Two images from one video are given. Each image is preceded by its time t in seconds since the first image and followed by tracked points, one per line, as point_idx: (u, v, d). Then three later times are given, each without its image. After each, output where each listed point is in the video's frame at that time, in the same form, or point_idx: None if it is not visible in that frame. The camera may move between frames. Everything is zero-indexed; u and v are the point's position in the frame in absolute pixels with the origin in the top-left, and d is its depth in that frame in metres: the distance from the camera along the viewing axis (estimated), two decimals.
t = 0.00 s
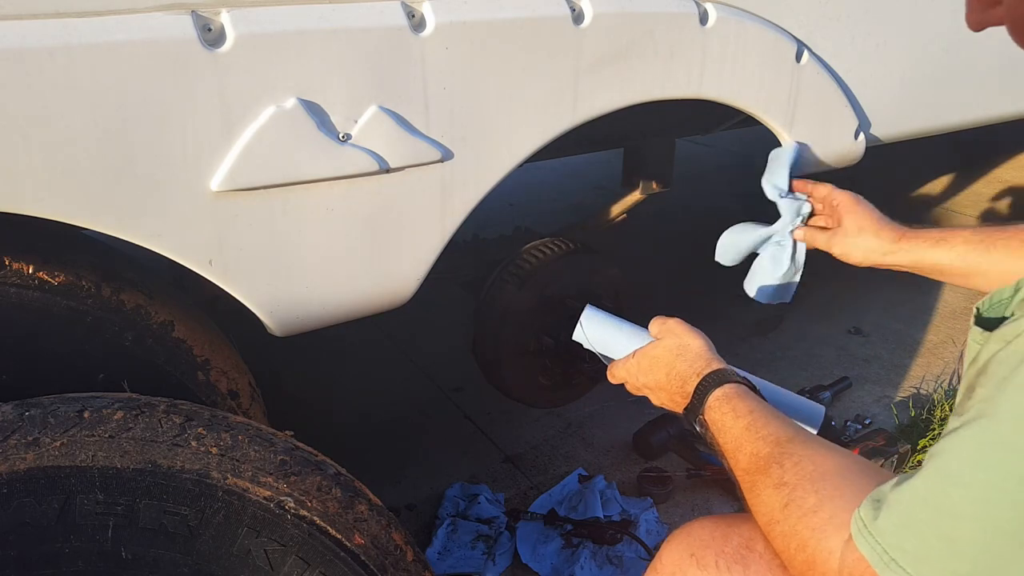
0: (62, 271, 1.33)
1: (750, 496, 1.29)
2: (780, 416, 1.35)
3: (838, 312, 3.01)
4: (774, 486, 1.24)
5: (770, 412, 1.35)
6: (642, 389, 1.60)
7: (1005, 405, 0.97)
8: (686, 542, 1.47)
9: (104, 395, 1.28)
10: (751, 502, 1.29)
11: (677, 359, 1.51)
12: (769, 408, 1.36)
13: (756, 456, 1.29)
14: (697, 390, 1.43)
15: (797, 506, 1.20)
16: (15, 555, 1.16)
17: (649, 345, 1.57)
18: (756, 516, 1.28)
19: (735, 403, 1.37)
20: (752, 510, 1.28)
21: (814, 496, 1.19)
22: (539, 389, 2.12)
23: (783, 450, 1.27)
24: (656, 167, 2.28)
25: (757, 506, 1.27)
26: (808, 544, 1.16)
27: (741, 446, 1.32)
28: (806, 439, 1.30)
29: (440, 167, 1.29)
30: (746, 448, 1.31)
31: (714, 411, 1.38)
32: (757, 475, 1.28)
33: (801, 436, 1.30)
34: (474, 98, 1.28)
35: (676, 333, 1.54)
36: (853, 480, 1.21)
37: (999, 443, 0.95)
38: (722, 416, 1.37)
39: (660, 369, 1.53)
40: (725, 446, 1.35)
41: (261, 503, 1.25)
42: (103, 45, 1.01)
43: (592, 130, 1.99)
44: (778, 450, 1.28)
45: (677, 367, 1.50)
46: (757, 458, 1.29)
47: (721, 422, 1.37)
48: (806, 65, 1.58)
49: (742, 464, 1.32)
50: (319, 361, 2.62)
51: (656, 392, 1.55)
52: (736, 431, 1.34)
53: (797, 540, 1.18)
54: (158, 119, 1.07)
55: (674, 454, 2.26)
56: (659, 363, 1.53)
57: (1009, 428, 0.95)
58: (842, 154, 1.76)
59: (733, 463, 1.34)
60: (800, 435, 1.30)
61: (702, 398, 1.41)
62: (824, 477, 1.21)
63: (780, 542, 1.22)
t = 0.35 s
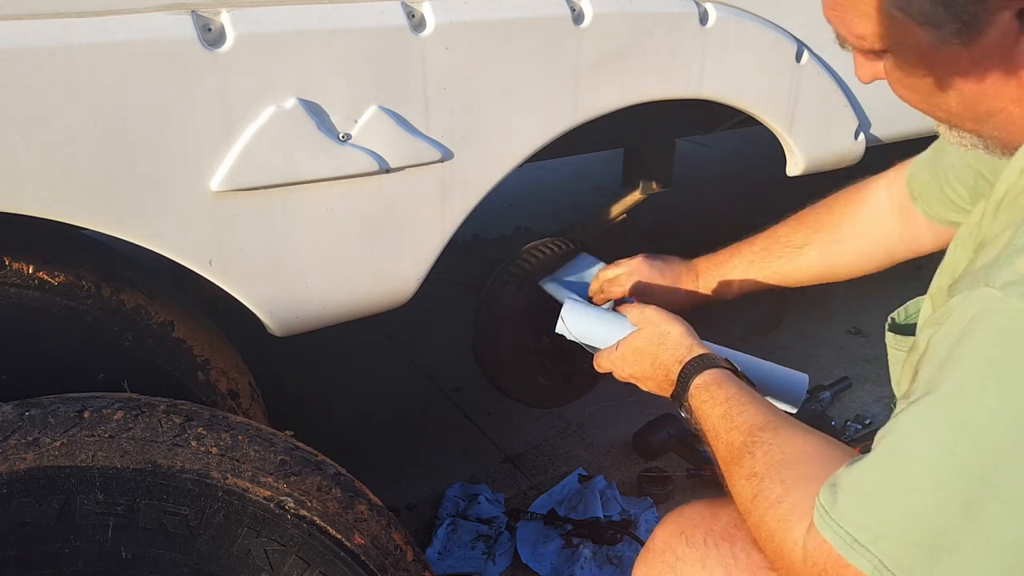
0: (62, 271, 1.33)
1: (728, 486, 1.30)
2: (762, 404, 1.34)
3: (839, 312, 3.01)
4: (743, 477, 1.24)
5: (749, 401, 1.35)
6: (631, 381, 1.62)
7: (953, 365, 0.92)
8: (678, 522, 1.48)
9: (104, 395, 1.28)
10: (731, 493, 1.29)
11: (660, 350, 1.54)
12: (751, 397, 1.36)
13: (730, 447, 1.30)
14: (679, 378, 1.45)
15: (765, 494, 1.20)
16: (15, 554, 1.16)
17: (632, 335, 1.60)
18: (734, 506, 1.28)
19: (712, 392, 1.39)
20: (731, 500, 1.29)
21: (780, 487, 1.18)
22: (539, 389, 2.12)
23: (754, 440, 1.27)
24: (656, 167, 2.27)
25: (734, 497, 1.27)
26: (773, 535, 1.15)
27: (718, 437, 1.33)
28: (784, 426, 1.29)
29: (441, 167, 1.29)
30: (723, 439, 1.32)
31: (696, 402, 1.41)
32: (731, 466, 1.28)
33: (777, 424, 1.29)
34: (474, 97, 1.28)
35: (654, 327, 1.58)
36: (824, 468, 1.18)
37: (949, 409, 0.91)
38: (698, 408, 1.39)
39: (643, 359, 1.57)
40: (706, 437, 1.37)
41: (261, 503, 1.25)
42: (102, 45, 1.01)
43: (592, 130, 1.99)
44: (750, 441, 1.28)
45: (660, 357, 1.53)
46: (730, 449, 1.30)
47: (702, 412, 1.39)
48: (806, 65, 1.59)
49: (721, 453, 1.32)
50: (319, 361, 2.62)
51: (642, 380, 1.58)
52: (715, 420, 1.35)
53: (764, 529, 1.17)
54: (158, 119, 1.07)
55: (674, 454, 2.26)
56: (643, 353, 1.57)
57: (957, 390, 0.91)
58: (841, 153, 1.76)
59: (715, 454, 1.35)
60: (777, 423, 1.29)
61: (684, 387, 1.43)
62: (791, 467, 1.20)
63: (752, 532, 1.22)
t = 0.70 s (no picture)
0: (62, 271, 1.33)
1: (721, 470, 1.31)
2: (761, 394, 1.35)
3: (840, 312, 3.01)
4: (731, 459, 1.26)
5: (748, 391, 1.36)
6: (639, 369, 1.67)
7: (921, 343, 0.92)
8: (673, 510, 1.48)
9: (104, 395, 1.29)
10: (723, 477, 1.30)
11: (668, 340, 1.58)
12: (750, 387, 1.38)
13: (723, 432, 1.31)
14: (683, 366, 1.49)
15: (750, 476, 1.20)
16: (15, 555, 1.15)
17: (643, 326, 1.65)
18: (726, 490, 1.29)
19: (712, 381, 1.41)
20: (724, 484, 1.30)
21: (764, 469, 1.19)
22: (539, 390, 2.12)
23: (746, 425, 1.28)
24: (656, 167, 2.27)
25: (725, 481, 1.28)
26: (756, 516, 1.15)
27: (714, 424, 1.35)
28: (779, 414, 1.29)
29: (441, 167, 1.29)
30: (717, 424, 1.34)
31: (696, 389, 1.43)
32: (723, 451, 1.30)
33: (772, 411, 1.29)
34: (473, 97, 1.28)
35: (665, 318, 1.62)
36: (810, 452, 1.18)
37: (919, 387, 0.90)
38: (700, 396, 1.41)
39: (652, 350, 1.61)
40: (704, 424, 1.38)
41: (261, 502, 1.25)
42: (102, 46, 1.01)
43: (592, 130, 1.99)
44: (743, 426, 1.29)
45: (667, 347, 1.57)
46: (723, 433, 1.31)
47: (702, 399, 1.41)
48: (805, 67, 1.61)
49: (714, 440, 1.34)
50: (319, 361, 2.62)
51: (651, 369, 1.62)
52: (713, 407, 1.37)
53: (747, 510, 1.17)
54: (158, 120, 1.07)
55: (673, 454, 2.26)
56: (652, 342, 1.61)
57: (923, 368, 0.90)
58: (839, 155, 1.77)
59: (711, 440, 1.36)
60: (771, 410, 1.30)
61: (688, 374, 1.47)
62: (777, 450, 1.20)
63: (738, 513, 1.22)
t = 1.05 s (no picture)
0: (62, 271, 1.33)
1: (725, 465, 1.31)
2: (765, 388, 1.35)
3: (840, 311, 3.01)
4: (735, 455, 1.26)
5: (755, 384, 1.36)
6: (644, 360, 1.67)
7: (928, 344, 0.93)
8: (677, 503, 1.48)
9: (104, 395, 1.29)
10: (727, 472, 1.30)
11: (674, 330, 1.58)
12: (755, 381, 1.37)
13: (728, 427, 1.31)
14: (688, 359, 1.49)
15: (753, 472, 1.20)
16: (16, 555, 1.15)
17: (649, 316, 1.65)
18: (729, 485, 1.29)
19: (718, 374, 1.41)
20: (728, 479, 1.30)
21: (768, 464, 1.19)
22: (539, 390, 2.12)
23: (750, 420, 1.28)
24: (656, 167, 2.27)
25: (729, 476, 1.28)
26: (759, 511, 1.16)
27: (719, 418, 1.35)
28: (784, 409, 1.29)
29: (441, 167, 1.29)
30: (722, 419, 1.34)
31: (702, 382, 1.43)
32: (727, 445, 1.29)
33: (777, 407, 1.29)
34: (473, 97, 1.28)
35: (671, 311, 1.62)
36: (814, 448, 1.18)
37: (926, 388, 0.91)
38: (706, 389, 1.41)
39: (657, 342, 1.61)
40: (709, 418, 1.38)
41: (261, 503, 1.25)
42: (102, 47, 1.01)
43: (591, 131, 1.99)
44: (747, 420, 1.29)
45: (672, 339, 1.57)
46: (727, 428, 1.31)
47: (707, 393, 1.41)
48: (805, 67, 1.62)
49: (719, 434, 1.34)
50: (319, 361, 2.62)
51: (655, 360, 1.62)
52: (717, 401, 1.37)
53: (751, 506, 1.17)
54: (158, 121, 1.07)
55: (673, 454, 2.26)
56: (657, 334, 1.61)
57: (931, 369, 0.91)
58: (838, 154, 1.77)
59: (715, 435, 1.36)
60: (776, 405, 1.30)
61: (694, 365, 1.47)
62: (781, 445, 1.20)
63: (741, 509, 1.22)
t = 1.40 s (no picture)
0: (62, 271, 1.33)
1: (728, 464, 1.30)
2: (769, 386, 1.35)
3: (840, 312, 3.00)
4: (740, 453, 1.25)
5: (759, 383, 1.35)
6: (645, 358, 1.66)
7: (940, 345, 0.93)
8: (679, 503, 1.48)
9: (104, 395, 1.29)
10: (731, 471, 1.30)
11: (678, 329, 1.57)
12: (760, 380, 1.37)
13: (732, 425, 1.30)
14: (694, 358, 1.49)
15: (757, 470, 1.20)
16: (15, 555, 1.15)
17: (654, 313, 1.64)
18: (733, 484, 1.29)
19: (723, 373, 1.41)
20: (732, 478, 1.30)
21: (772, 463, 1.18)
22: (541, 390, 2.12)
23: (755, 419, 1.28)
24: (656, 167, 2.27)
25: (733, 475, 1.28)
26: (763, 511, 1.15)
27: (723, 417, 1.34)
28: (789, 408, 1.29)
29: (440, 167, 1.29)
30: (726, 417, 1.33)
31: (706, 381, 1.43)
32: (731, 444, 1.29)
33: (781, 405, 1.29)
34: (473, 97, 1.27)
35: (677, 309, 1.62)
36: (818, 447, 1.18)
37: (936, 388, 0.91)
38: (710, 387, 1.41)
39: (660, 339, 1.60)
40: (713, 416, 1.38)
41: (261, 503, 1.25)
42: (101, 47, 1.01)
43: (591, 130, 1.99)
44: (752, 419, 1.28)
45: (677, 337, 1.56)
46: (732, 427, 1.30)
47: (711, 391, 1.40)
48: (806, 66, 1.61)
49: (722, 433, 1.33)
50: (319, 361, 2.61)
51: (658, 359, 1.61)
52: (721, 400, 1.37)
53: (755, 505, 1.17)
54: (157, 120, 1.07)
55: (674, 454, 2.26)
56: (662, 331, 1.60)
57: (940, 370, 0.91)
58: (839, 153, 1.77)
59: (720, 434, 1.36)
60: (781, 404, 1.30)
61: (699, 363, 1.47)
62: (785, 444, 1.20)
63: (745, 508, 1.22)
